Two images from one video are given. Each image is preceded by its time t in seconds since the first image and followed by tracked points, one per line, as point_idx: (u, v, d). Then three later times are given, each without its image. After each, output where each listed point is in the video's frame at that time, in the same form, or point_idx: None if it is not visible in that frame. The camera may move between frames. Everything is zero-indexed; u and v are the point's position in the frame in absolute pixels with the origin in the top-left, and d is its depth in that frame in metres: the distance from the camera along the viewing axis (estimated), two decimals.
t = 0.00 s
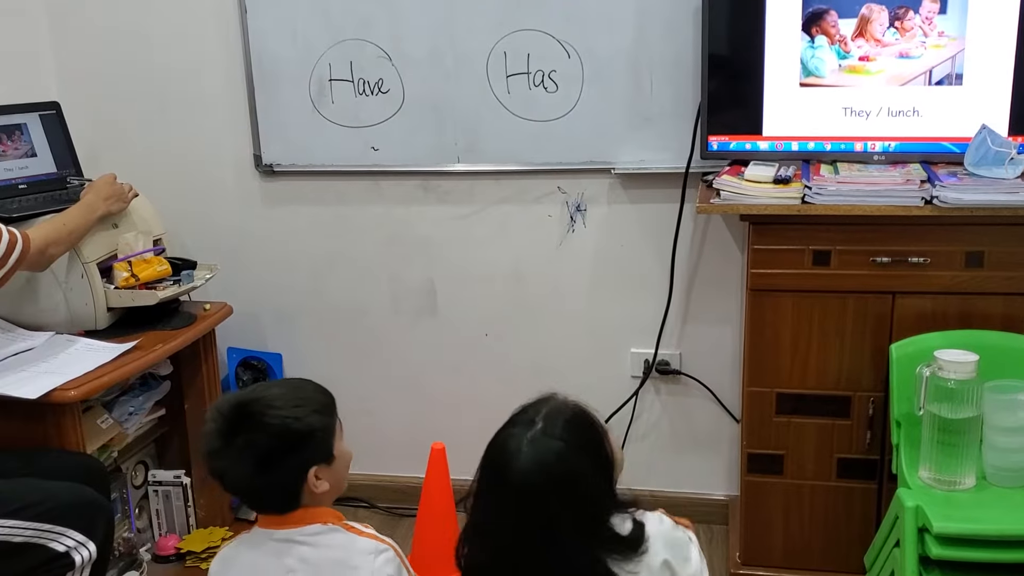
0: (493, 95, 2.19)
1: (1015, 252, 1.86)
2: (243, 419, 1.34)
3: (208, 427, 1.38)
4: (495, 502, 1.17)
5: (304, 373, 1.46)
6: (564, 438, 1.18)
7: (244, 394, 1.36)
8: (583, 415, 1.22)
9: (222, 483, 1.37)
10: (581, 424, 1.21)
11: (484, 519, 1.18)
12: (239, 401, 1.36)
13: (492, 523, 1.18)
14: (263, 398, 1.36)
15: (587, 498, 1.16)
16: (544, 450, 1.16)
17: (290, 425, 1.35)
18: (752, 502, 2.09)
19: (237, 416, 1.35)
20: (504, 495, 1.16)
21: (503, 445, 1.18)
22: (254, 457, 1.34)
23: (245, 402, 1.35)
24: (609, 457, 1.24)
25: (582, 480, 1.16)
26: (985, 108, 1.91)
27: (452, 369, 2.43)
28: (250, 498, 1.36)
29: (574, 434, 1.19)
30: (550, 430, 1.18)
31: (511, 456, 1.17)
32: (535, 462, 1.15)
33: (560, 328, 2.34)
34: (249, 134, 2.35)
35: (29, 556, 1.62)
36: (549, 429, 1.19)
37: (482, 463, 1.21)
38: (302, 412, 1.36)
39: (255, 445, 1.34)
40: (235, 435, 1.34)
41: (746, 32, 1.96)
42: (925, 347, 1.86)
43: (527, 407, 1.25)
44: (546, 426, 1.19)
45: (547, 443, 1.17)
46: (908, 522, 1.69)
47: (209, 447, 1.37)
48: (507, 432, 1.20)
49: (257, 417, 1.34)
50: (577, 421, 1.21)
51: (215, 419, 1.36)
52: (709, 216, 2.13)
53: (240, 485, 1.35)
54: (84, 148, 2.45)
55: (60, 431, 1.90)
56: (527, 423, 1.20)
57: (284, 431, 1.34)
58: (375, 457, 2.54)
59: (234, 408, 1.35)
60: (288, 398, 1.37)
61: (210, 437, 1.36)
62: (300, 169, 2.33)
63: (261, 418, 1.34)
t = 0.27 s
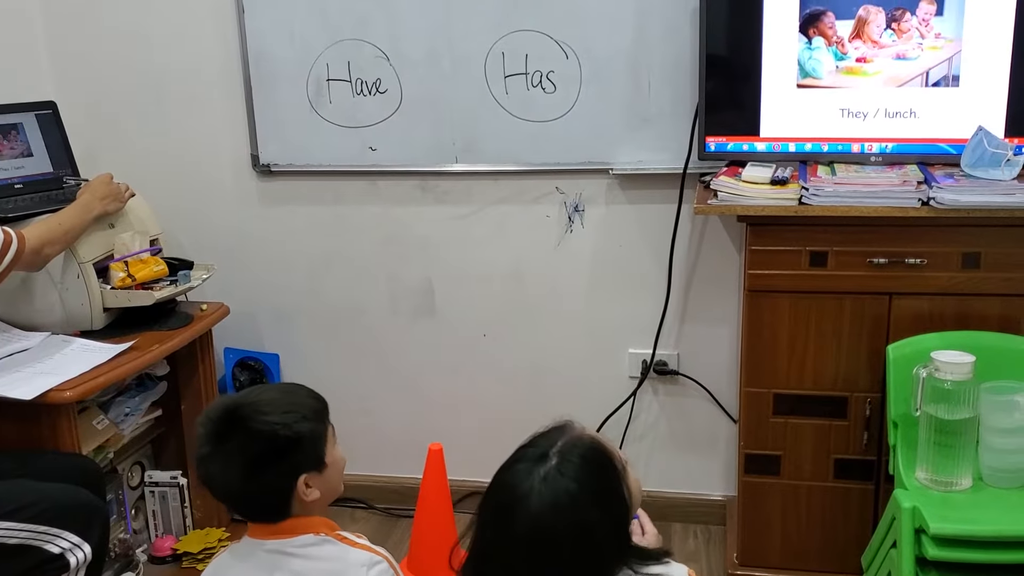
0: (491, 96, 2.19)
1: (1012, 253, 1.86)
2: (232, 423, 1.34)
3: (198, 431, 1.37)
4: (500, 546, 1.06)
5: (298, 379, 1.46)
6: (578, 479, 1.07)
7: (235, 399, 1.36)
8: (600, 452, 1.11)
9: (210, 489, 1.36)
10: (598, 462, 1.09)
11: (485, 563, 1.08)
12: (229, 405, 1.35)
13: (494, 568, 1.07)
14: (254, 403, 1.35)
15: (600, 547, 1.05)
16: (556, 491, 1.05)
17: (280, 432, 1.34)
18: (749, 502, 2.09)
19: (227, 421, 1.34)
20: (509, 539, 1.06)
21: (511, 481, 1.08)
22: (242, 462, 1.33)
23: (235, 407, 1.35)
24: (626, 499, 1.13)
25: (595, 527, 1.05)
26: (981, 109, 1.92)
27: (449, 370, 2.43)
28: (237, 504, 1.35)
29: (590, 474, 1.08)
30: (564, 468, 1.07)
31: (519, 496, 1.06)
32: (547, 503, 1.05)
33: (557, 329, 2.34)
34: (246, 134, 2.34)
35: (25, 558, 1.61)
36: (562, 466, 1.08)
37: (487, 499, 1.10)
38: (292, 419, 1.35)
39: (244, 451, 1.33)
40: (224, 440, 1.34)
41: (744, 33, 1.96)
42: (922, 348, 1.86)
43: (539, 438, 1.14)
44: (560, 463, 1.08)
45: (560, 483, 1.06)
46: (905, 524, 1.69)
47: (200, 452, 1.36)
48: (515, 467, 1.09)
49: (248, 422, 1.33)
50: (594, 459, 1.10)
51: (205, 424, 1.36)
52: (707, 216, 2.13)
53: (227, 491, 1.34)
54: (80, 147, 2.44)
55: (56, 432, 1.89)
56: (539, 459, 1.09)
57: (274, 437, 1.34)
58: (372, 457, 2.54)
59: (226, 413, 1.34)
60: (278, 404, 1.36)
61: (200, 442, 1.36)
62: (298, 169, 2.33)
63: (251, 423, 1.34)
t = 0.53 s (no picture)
0: (492, 94, 2.19)
1: (1014, 252, 1.86)
2: (221, 450, 1.27)
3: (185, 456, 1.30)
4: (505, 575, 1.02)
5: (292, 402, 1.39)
6: (585, 504, 1.03)
7: (224, 426, 1.29)
8: (608, 475, 1.07)
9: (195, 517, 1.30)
10: (605, 485, 1.05)
11: None
12: (217, 433, 1.28)
13: None
14: (243, 432, 1.28)
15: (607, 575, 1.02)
16: (562, 517, 1.01)
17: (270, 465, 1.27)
18: (750, 501, 2.09)
19: (216, 449, 1.27)
20: (514, 568, 1.02)
21: (516, 507, 1.04)
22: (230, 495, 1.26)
23: (224, 434, 1.28)
24: (634, 524, 1.09)
25: (603, 553, 1.01)
26: (984, 108, 1.91)
27: (450, 368, 2.43)
28: (223, 535, 1.29)
29: (597, 498, 1.04)
30: (570, 492, 1.04)
31: (524, 522, 1.02)
32: (553, 529, 1.01)
33: (558, 327, 2.34)
34: (248, 132, 2.34)
35: (26, 555, 1.62)
36: (569, 491, 1.04)
37: (491, 526, 1.06)
38: (284, 453, 1.29)
39: (232, 483, 1.26)
40: (212, 468, 1.27)
41: (746, 32, 1.96)
42: (924, 347, 1.86)
43: (544, 461, 1.10)
44: (566, 488, 1.04)
45: (566, 509, 1.02)
46: (906, 523, 1.69)
47: (186, 478, 1.30)
48: (520, 493, 1.05)
49: (236, 454, 1.26)
50: (601, 482, 1.06)
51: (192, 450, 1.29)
52: (708, 215, 2.13)
53: (212, 522, 1.28)
54: (82, 146, 2.45)
55: (58, 430, 1.90)
56: (544, 482, 1.05)
57: (262, 471, 1.27)
58: (374, 455, 2.54)
59: (214, 440, 1.27)
60: (268, 435, 1.29)
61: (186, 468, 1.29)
62: (299, 167, 2.33)
63: (240, 454, 1.27)
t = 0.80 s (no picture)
0: (491, 96, 2.19)
1: (1011, 254, 1.86)
2: (251, 481, 1.26)
3: (211, 479, 1.28)
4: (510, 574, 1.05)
5: (326, 430, 1.37)
6: (589, 501, 1.05)
7: (259, 456, 1.27)
8: (609, 472, 1.10)
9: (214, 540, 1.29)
10: (607, 481, 1.08)
11: None
12: (252, 464, 1.27)
13: None
14: (277, 468, 1.27)
15: (610, 569, 1.04)
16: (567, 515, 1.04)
17: (300, 507, 1.26)
18: (747, 503, 2.09)
19: (246, 479, 1.26)
20: (519, 566, 1.04)
21: (520, 506, 1.06)
22: (256, 531, 1.25)
23: (259, 466, 1.27)
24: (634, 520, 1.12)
25: (606, 549, 1.04)
26: (981, 110, 1.92)
27: (448, 369, 2.43)
28: (241, 563, 1.28)
29: (600, 495, 1.06)
30: (573, 489, 1.06)
31: (530, 522, 1.04)
32: (559, 527, 1.03)
33: (557, 329, 2.34)
34: (247, 133, 2.35)
35: (24, 555, 1.62)
36: (572, 488, 1.06)
37: (495, 525, 1.08)
38: (315, 494, 1.28)
39: (259, 519, 1.25)
40: (239, 497, 1.26)
41: (744, 33, 1.96)
42: (921, 349, 1.87)
43: (546, 461, 1.12)
44: (569, 486, 1.07)
45: (570, 507, 1.04)
46: (903, 524, 1.69)
47: (212, 501, 1.28)
48: (524, 492, 1.07)
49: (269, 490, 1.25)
50: (603, 480, 1.08)
51: (222, 475, 1.27)
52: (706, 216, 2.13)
53: (233, 550, 1.27)
54: (82, 146, 2.45)
55: (56, 430, 1.90)
56: (547, 480, 1.08)
57: (292, 512, 1.26)
58: (371, 456, 2.54)
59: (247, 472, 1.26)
60: (302, 473, 1.28)
61: (212, 491, 1.28)
62: (298, 168, 2.33)
63: (273, 491, 1.26)
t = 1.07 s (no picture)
0: (489, 98, 2.19)
1: (1007, 256, 1.87)
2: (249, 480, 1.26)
3: (209, 478, 1.28)
4: (510, 559, 1.06)
5: (318, 425, 1.36)
6: (588, 487, 1.06)
7: (255, 454, 1.27)
8: (607, 458, 1.10)
9: (214, 539, 1.29)
10: (605, 468, 1.09)
11: None
12: (250, 462, 1.26)
13: None
14: (275, 465, 1.27)
15: (609, 553, 1.05)
16: (565, 502, 1.05)
17: (300, 503, 1.26)
18: (744, 504, 2.09)
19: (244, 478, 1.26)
20: (519, 552, 1.05)
21: (519, 493, 1.07)
22: (257, 528, 1.25)
23: (257, 464, 1.26)
24: (633, 506, 1.13)
25: (605, 536, 1.05)
26: (977, 112, 1.92)
27: (446, 371, 2.43)
28: (241, 560, 1.28)
29: (598, 481, 1.07)
30: (571, 475, 1.07)
31: (529, 509, 1.05)
32: (557, 514, 1.04)
33: (554, 330, 2.34)
34: (244, 134, 2.35)
35: (19, 557, 1.61)
36: (571, 475, 1.07)
37: (494, 511, 1.09)
38: (315, 489, 1.28)
39: (260, 516, 1.25)
40: (238, 497, 1.26)
41: (740, 35, 1.97)
42: (916, 350, 1.87)
43: (545, 448, 1.13)
44: (567, 472, 1.07)
45: (569, 493, 1.05)
46: (899, 525, 1.70)
47: (210, 500, 1.28)
48: (523, 478, 1.08)
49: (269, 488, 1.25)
50: (602, 466, 1.09)
51: (220, 474, 1.27)
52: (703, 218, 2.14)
53: (233, 547, 1.27)
54: (79, 148, 2.45)
55: (53, 431, 1.90)
56: (546, 467, 1.08)
57: (291, 508, 1.26)
58: (368, 458, 2.54)
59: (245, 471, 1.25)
60: (300, 469, 1.28)
61: (210, 490, 1.27)
62: (295, 170, 2.33)
63: (272, 489, 1.26)
